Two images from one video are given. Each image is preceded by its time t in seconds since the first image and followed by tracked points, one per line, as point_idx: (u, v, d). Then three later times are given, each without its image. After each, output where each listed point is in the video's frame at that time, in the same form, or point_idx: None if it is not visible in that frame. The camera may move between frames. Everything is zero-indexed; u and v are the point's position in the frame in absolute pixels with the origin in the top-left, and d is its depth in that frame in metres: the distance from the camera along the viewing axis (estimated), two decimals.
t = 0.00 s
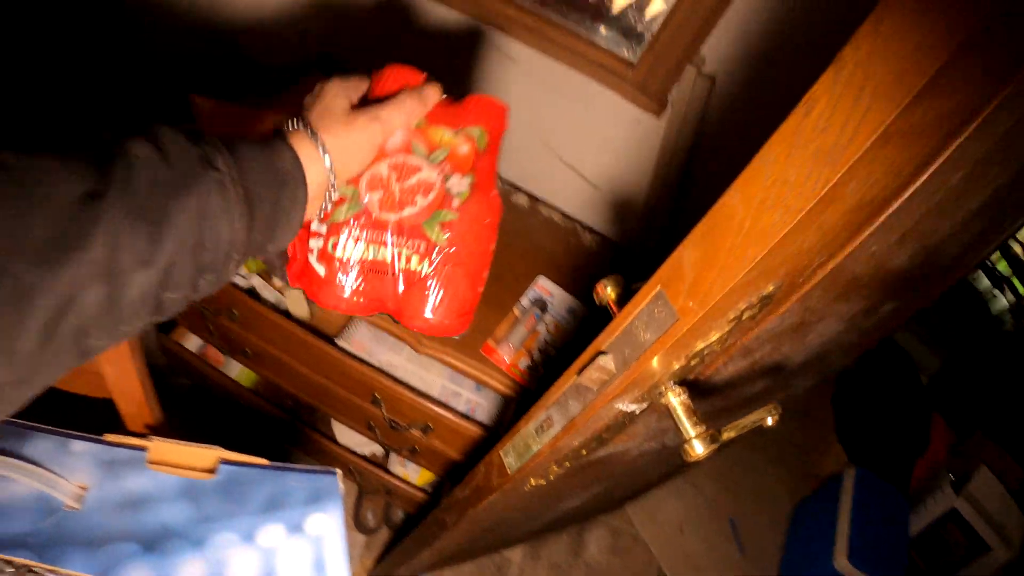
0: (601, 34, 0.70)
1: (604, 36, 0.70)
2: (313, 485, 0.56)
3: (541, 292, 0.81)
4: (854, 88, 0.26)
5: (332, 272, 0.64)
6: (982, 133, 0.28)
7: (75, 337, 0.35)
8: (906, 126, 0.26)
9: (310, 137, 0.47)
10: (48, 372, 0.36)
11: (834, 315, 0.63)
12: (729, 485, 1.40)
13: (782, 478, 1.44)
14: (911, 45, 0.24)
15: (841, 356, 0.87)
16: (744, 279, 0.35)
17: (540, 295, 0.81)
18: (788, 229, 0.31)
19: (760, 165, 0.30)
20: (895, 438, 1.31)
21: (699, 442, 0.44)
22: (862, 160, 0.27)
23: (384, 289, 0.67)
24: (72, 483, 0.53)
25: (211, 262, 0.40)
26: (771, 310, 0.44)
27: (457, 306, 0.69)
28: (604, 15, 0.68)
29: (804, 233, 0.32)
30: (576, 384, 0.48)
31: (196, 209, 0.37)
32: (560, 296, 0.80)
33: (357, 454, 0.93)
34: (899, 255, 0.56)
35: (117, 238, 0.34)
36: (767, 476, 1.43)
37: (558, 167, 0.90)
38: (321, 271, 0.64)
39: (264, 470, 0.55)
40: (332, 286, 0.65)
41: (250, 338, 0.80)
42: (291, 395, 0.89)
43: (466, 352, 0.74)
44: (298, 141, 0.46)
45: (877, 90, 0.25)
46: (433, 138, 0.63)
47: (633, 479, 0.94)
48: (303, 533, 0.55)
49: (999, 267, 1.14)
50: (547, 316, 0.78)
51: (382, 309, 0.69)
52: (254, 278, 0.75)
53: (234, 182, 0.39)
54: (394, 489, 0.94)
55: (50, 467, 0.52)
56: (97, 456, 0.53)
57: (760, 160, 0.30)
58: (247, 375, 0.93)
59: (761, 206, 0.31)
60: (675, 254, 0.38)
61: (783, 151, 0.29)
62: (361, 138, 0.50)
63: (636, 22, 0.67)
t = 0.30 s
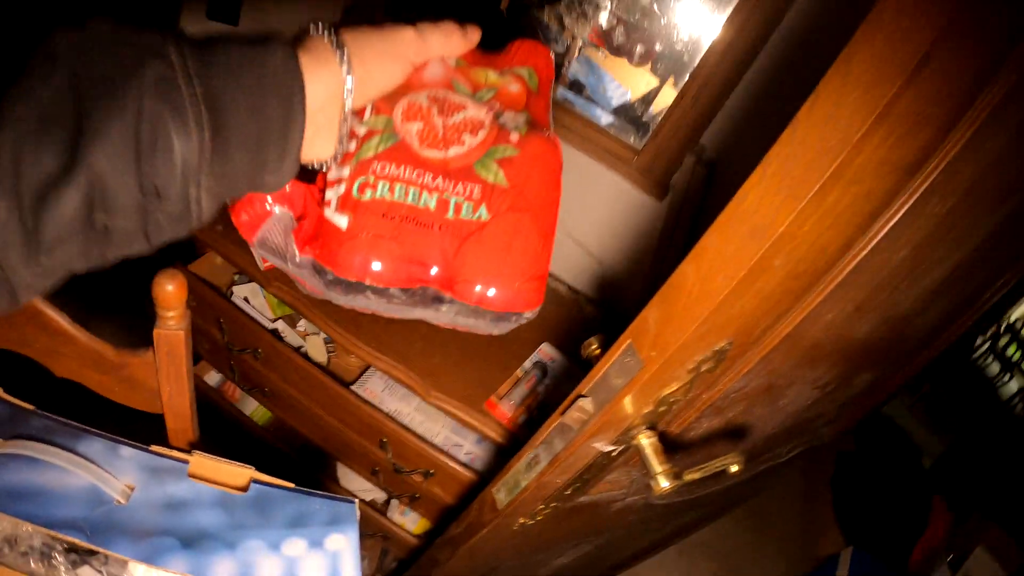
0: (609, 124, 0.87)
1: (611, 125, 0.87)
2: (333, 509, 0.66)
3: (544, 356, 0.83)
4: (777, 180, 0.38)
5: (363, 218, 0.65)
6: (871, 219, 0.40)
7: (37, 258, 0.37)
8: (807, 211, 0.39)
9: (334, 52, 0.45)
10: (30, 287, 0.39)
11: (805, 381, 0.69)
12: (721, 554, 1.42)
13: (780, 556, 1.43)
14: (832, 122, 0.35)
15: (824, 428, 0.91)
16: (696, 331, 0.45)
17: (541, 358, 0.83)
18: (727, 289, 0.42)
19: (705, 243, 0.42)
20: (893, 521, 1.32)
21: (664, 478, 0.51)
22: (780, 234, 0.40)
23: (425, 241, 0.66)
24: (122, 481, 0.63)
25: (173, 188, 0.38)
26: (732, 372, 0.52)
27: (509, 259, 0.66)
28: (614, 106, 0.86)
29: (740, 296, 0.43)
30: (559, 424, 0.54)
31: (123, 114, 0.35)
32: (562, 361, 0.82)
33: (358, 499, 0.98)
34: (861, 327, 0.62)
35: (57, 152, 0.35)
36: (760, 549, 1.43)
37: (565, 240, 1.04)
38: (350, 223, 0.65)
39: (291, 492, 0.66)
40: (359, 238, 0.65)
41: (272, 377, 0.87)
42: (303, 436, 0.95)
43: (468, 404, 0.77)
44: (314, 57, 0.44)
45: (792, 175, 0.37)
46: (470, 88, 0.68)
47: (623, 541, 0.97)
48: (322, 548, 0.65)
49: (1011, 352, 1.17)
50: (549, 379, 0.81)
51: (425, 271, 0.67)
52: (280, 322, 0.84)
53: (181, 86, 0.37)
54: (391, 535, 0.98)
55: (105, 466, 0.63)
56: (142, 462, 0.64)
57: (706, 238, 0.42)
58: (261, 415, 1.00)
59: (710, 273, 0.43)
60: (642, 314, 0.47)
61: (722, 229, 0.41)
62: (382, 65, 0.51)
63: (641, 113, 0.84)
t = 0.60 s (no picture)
0: (602, 148, 0.92)
1: (604, 149, 0.92)
2: (326, 513, 0.68)
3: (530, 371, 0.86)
4: (736, 195, 0.42)
5: (350, 194, 0.67)
6: (828, 237, 0.42)
7: (36, 208, 0.44)
8: (763, 227, 0.42)
9: (315, 34, 0.53)
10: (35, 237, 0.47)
11: (780, 395, 0.71)
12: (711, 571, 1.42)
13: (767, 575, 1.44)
14: (784, 143, 0.39)
15: (804, 445, 0.93)
16: (661, 340, 0.48)
17: (528, 374, 0.85)
18: (690, 298, 0.46)
19: (671, 256, 0.46)
20: (879, 541, 1.33)
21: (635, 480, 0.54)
22: (739, 246, 0.43)
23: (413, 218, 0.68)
24: (125, 478, 0.66)
25: (149, 153, 0.45)
26: (702, 383, 0.54)
27: (496, 230, 0.69)
28: (607, 131, 0.91)
29: (703, 307, 0.46)
30: (538, 428, 0.58)
31: (105, 85, 0.42)
32: (547, 376, 0.85)
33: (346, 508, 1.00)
34: (829, 344, 0.65)
35: (42, 116, 0.42)
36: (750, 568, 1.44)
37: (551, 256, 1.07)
38: (337, 202, 0.67)
39: (284, 495, 0.68)
40: (347, 216, 0.67)
41: (266, 387, 0.90)
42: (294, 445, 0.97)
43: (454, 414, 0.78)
44: (293, 41, 0.52)
45: (748, 191, 0.41)
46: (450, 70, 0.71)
47: (606, 555, 0.98)
48: (316, 548, 0.67)
49: (1001, 374, 1.08)
50: (534, 393, 0.83)
51: (414, 246, 0.68)
52: (275, 332, 0.87)
53: (166, 62, 0.44)
54: (379, 545, 1.00)
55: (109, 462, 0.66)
56: (146, 462, 0.67)
57: (671, 252, 0.46)
58: (255, 423, 1.03)
59: (673, 286, 0.47)
60: (614, 322, 0.51)
61: (688, 241, 0.45)
62: (358, 47, 0.58)
63: (630, 136, 0.89)
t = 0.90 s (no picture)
0: (593, 155, 0.92)
1: (595, 156, 0.92)
2: (311, 517, 0.68)
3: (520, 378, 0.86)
4: (713, 199, 0.42)
5: (300, 143, 0.52)
6: (807, 240, 0.43)
7: None
8: (741, 229, 0.42)
9: (253, 23, 0.49)
10: None
11: (768, 398, 0.72)
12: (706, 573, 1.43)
13: None
14: (762, 145, 0.39)
15: (796, 448, 0.93)
16: (641, 343, 0.48)
17: (518, 380, 0.85)
18: (669, 301, 0.46)
19: (650, 259, 0.46)
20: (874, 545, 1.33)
21: (619, 484, 0.54)
22: (717, 249, 0.43)
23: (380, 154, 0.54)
24: (110, 479, 0.65)
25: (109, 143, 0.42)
26: (686, 387, 0.54)
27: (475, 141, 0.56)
28: (598, 136, 0.91)
29: (682, 310, 0.46)
30: (522, 433, 0.58)
31: (63, 75, 0.40)
32: (537, 381, 0.85)
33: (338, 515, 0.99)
34: (818, 347, 0.65)
35: None
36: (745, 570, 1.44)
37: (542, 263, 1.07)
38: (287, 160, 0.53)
39: (270, 499, 0.67)
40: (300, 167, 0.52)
41: (257, 394, 0.90)
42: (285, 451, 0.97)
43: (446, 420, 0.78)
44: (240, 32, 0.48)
45: (726, 194, 0.41)
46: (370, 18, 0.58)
47: (598, 560, 0.98)
48: (298, 550, 0.69)
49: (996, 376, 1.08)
50: (523, 399, 0.83)
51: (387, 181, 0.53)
52: (266, 339, 0.87)
53: (124, 50, 0.42)
54: (371, 552, 1.00)
55: (93, 463, 0.64)
56: (130, 464, 0.65)
57: (650, 256, 0.46)
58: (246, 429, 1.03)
59: (652, 289, 0.47)
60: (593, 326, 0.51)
61: (667, 244, 0.45)
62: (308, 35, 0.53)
63: (619, 142, 0.90)
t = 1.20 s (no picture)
0: (594, 180, 0.93)
1: (597, 180, 0.93)
2: (315, 546, 0.70)
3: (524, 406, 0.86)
4: (705, 247, 0.42)
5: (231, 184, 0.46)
6: (796, 281, 0.43)
7: None
8: (731, 275, 0.42)
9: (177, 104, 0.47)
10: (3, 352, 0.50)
11: (770, 427, 0.71)
12: None
13: None
14: (752, 193, 0.39)
15: (800, 473, 0.93)
16: (637, 386, 0.50)
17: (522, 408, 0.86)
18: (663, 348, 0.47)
19: (641, 305, 0.46)
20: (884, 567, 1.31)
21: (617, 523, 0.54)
22: (709, 293, 0.43)
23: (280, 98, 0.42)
24: (118, 511, 0.67)
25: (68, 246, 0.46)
26: (685, 425, 0.55)
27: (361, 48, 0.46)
28: (602, 157, 0.91)
29: (677, 354, 0.47)
30: (521, 471, 0.58)
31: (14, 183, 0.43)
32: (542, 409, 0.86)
33: (344, 540, 1.00)
34: (817, 379, 0.65)
35: None
36: None
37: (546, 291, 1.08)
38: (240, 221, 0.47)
39: (273, 531, 0.70)
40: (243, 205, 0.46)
41: (262, 421, 0.91)
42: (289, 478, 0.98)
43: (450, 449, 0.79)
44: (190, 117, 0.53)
45: (718, 243, 0.41)
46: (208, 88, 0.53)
47: None
48: None
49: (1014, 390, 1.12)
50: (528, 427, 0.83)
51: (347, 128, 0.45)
52: (272, 367, 0.88)
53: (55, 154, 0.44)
54: None
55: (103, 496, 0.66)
56: (137, 495, 0.67)
57: (640, 301, 0.46)
58: (252, 455, 1.03)
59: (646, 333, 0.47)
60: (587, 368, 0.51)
61: (657, 289, 0.45)
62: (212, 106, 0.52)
63: (620, 168, 0.91)
